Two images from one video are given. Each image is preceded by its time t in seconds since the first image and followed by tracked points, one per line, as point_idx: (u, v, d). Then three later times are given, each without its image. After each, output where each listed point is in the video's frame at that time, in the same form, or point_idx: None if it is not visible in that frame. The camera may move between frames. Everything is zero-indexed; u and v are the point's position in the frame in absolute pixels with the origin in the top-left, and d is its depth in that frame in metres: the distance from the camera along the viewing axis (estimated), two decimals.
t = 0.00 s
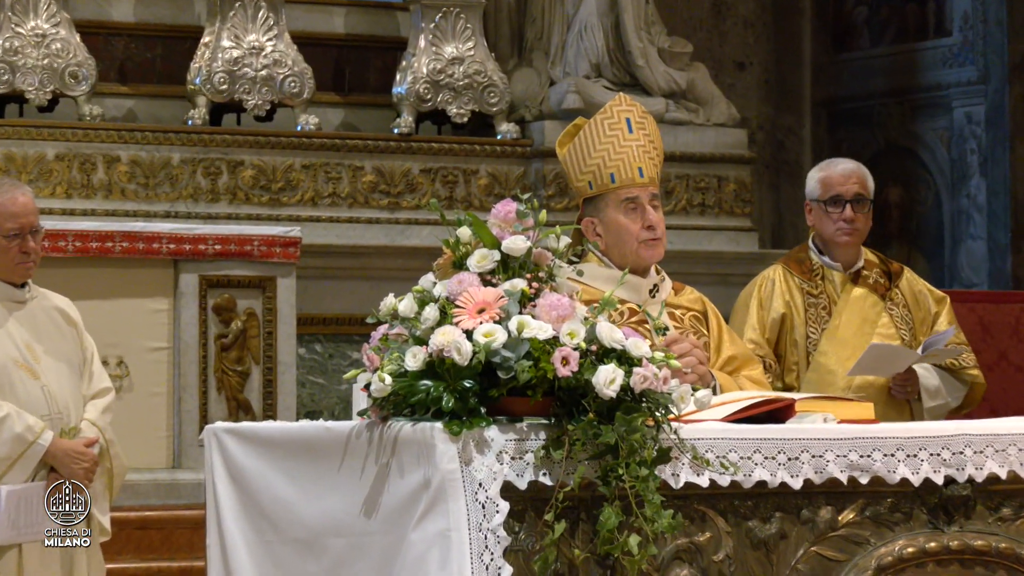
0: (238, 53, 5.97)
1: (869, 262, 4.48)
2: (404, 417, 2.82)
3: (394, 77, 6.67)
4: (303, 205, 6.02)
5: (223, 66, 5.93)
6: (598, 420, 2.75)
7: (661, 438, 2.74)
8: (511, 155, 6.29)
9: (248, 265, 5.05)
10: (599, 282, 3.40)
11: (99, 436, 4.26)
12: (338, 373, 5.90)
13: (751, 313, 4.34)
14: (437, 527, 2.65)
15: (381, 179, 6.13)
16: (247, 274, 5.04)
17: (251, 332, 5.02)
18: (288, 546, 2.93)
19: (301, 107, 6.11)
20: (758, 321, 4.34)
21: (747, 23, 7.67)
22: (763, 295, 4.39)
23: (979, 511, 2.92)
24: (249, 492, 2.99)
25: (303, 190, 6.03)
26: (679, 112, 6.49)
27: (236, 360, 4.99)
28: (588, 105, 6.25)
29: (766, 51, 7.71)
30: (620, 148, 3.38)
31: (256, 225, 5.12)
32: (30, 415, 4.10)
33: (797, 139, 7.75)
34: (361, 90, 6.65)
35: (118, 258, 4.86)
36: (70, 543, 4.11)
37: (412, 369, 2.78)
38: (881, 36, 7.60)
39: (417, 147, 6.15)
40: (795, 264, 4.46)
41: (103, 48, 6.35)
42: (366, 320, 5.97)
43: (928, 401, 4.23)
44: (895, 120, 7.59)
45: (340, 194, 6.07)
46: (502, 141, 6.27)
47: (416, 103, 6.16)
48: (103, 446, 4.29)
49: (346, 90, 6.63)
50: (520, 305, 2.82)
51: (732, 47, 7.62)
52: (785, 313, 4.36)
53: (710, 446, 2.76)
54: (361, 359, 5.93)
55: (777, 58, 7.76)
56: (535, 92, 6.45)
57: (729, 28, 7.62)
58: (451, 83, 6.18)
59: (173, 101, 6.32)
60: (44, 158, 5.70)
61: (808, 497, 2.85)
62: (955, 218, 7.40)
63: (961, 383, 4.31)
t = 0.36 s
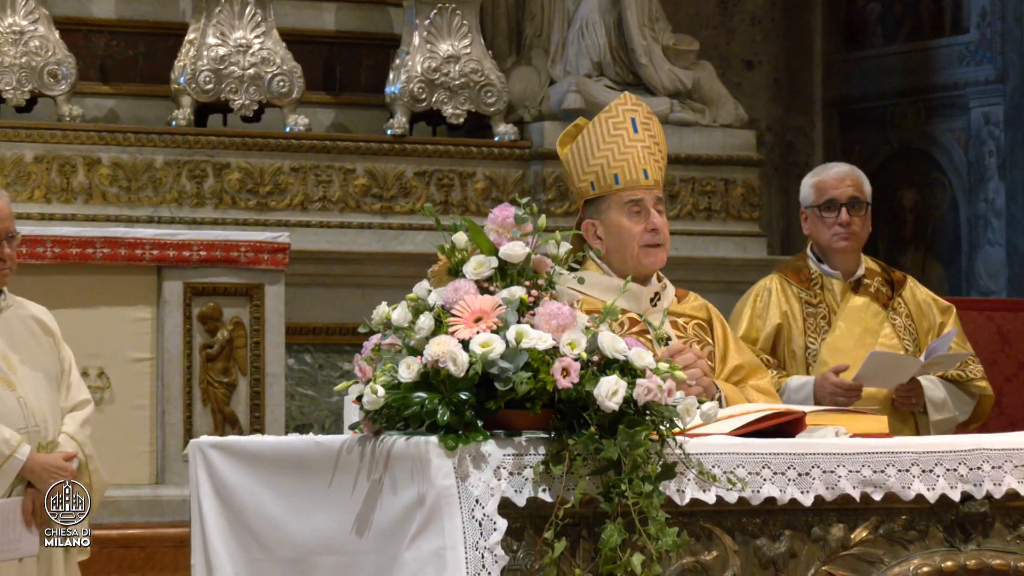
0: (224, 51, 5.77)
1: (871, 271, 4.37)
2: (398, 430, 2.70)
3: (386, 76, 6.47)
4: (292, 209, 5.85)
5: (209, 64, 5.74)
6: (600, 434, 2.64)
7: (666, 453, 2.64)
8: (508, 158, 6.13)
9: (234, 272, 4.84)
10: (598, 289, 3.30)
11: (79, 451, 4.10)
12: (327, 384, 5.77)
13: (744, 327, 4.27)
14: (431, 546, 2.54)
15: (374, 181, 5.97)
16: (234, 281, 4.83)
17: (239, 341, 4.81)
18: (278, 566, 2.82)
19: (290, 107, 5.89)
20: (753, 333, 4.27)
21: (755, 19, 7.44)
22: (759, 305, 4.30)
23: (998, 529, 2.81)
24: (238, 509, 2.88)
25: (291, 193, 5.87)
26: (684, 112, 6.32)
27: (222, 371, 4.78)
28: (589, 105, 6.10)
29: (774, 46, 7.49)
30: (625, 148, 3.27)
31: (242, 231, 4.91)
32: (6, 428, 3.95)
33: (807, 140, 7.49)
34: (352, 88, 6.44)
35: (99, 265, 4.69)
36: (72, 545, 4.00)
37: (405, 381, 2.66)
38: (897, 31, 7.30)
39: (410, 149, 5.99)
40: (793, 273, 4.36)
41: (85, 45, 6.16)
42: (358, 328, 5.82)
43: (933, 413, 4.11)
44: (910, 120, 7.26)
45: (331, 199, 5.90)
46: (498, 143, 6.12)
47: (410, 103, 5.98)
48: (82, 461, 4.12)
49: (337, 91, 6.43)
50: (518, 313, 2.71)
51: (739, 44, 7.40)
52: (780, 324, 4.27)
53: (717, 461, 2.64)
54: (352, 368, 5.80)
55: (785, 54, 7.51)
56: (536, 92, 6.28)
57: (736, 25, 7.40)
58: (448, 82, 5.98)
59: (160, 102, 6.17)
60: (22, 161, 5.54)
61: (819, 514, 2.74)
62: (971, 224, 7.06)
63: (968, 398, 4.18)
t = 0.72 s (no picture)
0: (205, 51, 5.65)
1: (872, 282, 4.29)
2: (385, 447, 2.59)
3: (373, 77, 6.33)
4: (276, 216, 5.73)
5: (189, 65, 5.61)
6: (598, 451, 2.53)
7: (665, 471, 2.53)
8: (500, 162, 5.99)
9: (214, 282, 4.72)
10: (597, 300, 3.19)
11: (51, 467, 3.99)
12: (312, 399, 5.63)
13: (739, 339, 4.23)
14: (419, 567, 2.42)
15: (360, 187, 5.83)
16: (213, 291, 4.71)
17: (218, 355, 4.70)
18: None
19: (273, 109, 5.78)
20: (747, 347, 4.23)
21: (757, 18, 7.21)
22: (754, 318, 4.27)
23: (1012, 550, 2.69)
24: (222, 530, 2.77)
25: (274, 200, 5.73)
26: (684, 114, 6.19)
27: (202, 386, 4.66)
28: (586, 106, 5.95)
29: (778, 47, 7.24)
30: (628, 154, 3.13)
31: (223, 239, 4.79)
32: None
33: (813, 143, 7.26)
34: (338, 90, 6.30)
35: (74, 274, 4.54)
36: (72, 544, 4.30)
37: (394, 396, 2.55)
38: (907, 31, 7.04)
39: (399, 153, 5.87)
40: (791, 285, 4.31)
41: (61, 45, 6.00)
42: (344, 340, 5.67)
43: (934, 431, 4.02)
44: (919, 123, 7.03)
45: (315, 205, 5.78)
46: (490, 147, 5.98)
47: (398, 104, 5.86)
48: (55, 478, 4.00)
49: (322, 92, 6.29)
50: (511, 325, 2.60)
51: (742, 45, 7.16)
52: (775, 337, 4.22)
53: (719, 478, 2.53)
54: (337, 383, 5.66)
55: (791, 52, 7.27)
56: (529, 92, 6.20)
57: (740, 23, 7.16)
58: (436, 83, 5.88)
59: (142, 104, 6.05)
60: None
61: (825, 535, 2.63)
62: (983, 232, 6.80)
63: (973, 415, 4.10)
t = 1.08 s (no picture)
0: (182, 55, 5.52)
1: (891, 294, 4.17)
2: (370, 468, 2.48)
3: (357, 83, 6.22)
4: (256, 227, 5.57)
5: (164, 70, 5.47)
6: (591, 472, 2.41)
7: (663, 494, 2.42)
8: (488, 170, 5.83)
9: (192, 296, 4.58)
10: (591, 315, 3.07)
11: (20, 489, 3.88)
12: (294, 418, 5.47)
13: (752, 355, 4.11)
14: None
15: (344, 198, 5.67)
16: (190, 306, 4.57)
17: (195, 371, 4.57)
18: None
19: (253, 115, 5.65)
20: (760, 364, 4.12)
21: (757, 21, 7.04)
22: (767, 332, 4.17)
23: None
24: (201, 557, 2.65)
25: (253, 211, 5.57)
26: (681, 120, 6.03)
27: (178, 405, 4.53)
28: (580, 113, 5.83)
29: (779, 52, 7.07)
30: (628, 163, 3.03)
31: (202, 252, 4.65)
32: None
33: (816, 151, 7.11)
34: (320, 97, 6.19)
35: (46, 289, 4.42)
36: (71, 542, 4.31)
37: (378, 416, 2.44)
38: (915, 34, 6.88)
39: (384, 161, 5.70)
40: (806, 297, 4.21)
41: (30, 48, 5.88)
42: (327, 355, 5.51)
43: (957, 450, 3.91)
44: (929, 131, 6.84)
45: (297, 216, 5.61)
46: (479, 155, 5.83)
47: (383, 111, 5.71)
48: (23, 501, 3.90)
49: (304, 98, 6.17)
50: (502, 340, 2.49)
51: (741, 50, 7.00)
52: (789, 354, 4.13)
53: (717, 502, 2.42)
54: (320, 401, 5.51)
55: (795, 57, 7.10)
56: (520, 97, 6.04)
57: (739, 26, 7.00)
58: (423, 89, 5.74)
59: (117, 111, 5.91)
60: None
61: (830, 561, 2.52)
62: (995, 245, 6.60)
63: (997, 433, 3.98)
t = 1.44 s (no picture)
0: (153, 59, 5.16)
1: (920, 307, 4.09)
2: (351, 490, 2.38)
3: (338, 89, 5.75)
4: (230, 238, 5.21)
5: (136, 74, 5.12)
6: (582, 495, 2.31)
7: (656, 517, 2.31)
8: (477, 180, 5.46)
9: (165, 310, 4.20)
10: (583, 330, 2.97)
11: None
12: (271, 439, 5.15)
13: (775, 370, 4.02)
14: None
15: (323, 208, 5.31)
16: (163, 321, 4.19)
17: (168, 388, 4.19)
18: None
19: (229, 121, 5.28)
20: (784, 379, 4.03)
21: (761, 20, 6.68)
22: (791, 347, 4.07)
23: None
24: None
25: (230, 222, 5.21)
26: (677, 127, 5.70)
27: (150, 425, 4.15)
28: (570, 119, 5.47)
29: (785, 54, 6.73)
30: (620, 171, 2.96)
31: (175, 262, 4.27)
32: None
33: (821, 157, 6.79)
34: (300, 101, 5.71)
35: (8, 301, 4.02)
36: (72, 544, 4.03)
37: (359, 436, 2.34)
38: (919, 38, 6.56)
39: (364, 170, 5.34)
40: (831, 310, 4.12)
41: None
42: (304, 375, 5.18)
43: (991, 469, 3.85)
44: (932, 139, 6.49)
45: (275, 227, 5.26)
46: (466, 163, 5.46)
47: (365, 118, 5.33)
48: None
49: (282, 103, 5.70)
50: (488, 357, 2.38)
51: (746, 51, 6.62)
52: (814, 369, 4.04)
53: (713, 526, 2.32)
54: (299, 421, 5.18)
55: (794, 60, 6.73)
56: (509, 104, 5.66)
57: (738, 30, 6.60)
58: (407, 95, 5.36)
59: (83, 117, 5.53)
60: None
61: None
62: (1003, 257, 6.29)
63: None
